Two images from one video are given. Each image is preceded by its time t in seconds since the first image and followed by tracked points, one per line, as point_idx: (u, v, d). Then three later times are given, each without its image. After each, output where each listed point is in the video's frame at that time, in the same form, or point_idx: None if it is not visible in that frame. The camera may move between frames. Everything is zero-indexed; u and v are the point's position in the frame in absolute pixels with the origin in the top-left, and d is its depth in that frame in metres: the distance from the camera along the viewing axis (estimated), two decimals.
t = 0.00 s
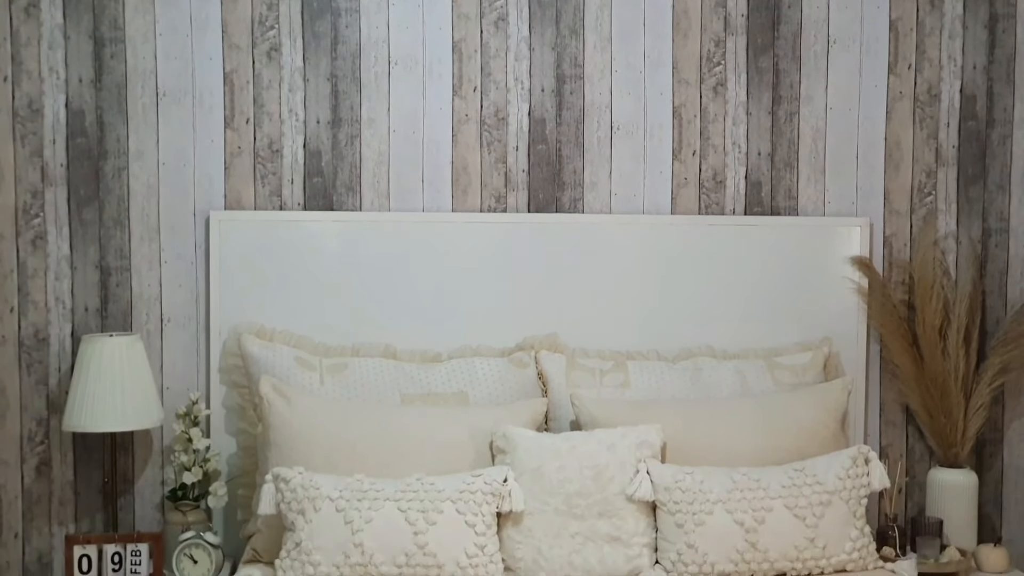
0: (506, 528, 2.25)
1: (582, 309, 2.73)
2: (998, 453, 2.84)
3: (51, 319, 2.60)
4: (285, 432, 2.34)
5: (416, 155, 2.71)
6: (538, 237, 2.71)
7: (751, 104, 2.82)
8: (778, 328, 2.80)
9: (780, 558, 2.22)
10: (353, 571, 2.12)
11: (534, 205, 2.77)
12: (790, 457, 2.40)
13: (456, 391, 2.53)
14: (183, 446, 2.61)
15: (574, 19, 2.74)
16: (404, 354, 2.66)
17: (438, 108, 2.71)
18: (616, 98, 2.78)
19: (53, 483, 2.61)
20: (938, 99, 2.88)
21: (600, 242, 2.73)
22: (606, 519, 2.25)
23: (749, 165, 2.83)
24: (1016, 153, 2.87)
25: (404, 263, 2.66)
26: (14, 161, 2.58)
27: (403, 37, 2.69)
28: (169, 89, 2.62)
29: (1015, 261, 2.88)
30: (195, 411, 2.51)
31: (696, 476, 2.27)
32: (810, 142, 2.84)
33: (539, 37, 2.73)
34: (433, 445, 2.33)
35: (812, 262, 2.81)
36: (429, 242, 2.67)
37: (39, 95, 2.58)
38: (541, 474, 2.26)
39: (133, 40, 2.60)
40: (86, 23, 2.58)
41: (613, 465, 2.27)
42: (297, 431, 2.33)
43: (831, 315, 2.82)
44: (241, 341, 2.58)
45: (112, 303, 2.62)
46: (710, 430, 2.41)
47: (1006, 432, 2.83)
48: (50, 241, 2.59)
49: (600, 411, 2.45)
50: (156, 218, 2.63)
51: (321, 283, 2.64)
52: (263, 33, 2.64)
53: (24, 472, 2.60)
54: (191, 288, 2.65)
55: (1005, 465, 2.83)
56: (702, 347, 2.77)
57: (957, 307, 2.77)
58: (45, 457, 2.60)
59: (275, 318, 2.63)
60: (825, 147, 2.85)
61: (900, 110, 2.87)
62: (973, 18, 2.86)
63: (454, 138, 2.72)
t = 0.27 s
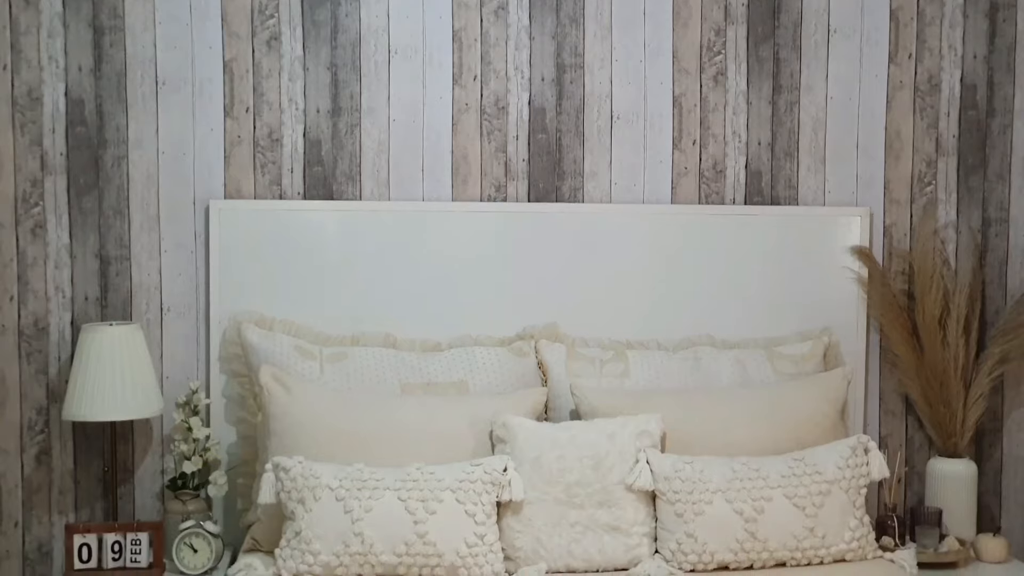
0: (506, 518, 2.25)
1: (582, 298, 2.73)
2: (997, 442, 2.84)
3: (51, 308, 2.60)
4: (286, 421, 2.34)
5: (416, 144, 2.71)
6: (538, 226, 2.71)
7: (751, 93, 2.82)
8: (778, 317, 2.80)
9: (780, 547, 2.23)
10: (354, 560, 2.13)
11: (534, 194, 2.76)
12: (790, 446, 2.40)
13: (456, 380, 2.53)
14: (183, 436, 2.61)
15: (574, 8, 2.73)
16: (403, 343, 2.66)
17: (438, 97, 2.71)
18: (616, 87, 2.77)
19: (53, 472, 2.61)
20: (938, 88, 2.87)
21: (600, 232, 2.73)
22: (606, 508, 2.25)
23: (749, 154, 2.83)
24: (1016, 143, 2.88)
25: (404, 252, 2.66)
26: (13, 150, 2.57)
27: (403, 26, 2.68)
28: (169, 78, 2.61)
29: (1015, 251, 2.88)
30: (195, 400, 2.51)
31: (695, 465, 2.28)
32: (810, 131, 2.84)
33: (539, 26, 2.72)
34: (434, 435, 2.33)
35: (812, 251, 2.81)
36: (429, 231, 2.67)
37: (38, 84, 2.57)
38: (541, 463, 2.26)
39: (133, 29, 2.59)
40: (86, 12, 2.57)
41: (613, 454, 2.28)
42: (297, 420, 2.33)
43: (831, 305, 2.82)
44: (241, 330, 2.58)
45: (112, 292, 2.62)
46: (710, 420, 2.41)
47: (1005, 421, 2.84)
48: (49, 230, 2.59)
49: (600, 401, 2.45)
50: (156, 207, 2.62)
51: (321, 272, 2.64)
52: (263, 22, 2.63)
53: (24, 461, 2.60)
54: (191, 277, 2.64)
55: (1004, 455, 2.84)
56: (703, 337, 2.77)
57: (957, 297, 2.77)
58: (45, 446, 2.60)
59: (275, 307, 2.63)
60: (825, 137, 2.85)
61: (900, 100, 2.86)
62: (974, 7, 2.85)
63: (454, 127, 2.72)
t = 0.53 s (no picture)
0: (505, 503, 2.25)
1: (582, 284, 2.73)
2: (996, 428, 2.85)
3: (50, 293, 2.59)
4: (285, 406, 2.34)
5: (416, 129, 2.70)
6: (538, 212, 2.70)
7: (752, 79, 2.81)
8: (778, 303, 2.80)
9: (778, 531, 2.24)
10: (353, 544, 2.14)
11: (534, 179, 2.76)
12: (789, 431, 2.41)
13: (455, 365, 2.53)
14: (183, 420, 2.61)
15: None
16: (403, 328, 2.66)
17: (438, 82, 2.70)
18: (616, 72, 2.76)
19: (53, 456, 2.61)
20: (940, 74, 2.86)
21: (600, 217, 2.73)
22: (605, 493, 2.26)
23: (749, 140, 2.82)
24: (1017, 129, 2.88)
25: (404, 237, 2.66)
26: (12, 134, 2.56)
27: (403, 11, 2.67)
28: (168, 62, 2.60)
29: (1015, 237, 2.88)
30: (195, 384, 2.51)
31: (694, 451, 2.28)
32: (811, 117, 2.83)
33: (539, 10, 2.71)
34: (433, 420, 2.34)
35: (812, 237, 2.81)
36: (429, 216, 2.66)
37: (37, 68, 2.56)
38: (541, 448, 2.26)
39: (132, 13, 2.58)
40: None
41: (613, 439, 2.28)
42: (297, 405, 2.34)
43: (831, 290, 2.82)
44: (241, 315, 2.58)
45: (111, 277, 2.61)
46: (710, 405, 2.41)
47: (1004, 407, 2.84)
48: (49, 214, 2.58)
49: (600, 386, 2.45)
50: (156, 191, 2.62)
51: (321, 257, 2.64)
52: (263, 6, 2.62)
53: (24, 445, 2.60)
54: (191, 262, 2.64)
55: (1003, 441, 2.85)
56: (703, 322, 2.77)
57: (957, 283, 2.77)
58: (45, 430, 2.61)
59: (274, 292, 2.63)
60: (826, 123, 2.84)
61: (901, 85, 2.86)
62: None
63: (454, 112, 2.71)
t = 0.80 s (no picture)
0: (505, 488, 2.26)
1: (581, 269, 2.72)
2: (996, 413, 2.85)
3: (50, 278, 2.59)
4: (285, 392, 2.35)
5: (415, 114, 2.69)
6: (538, 197, 2.70)
7: (752, 64, 2.80)
8: (777, 288, 2.80)
9: (778, 516, 2.25)
10: (353, 529, 2.15)
11: (534, 165, 2.75)
12: (788, 417, 2.41)
13: (455, 350, 2.53)
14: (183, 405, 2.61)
15: None
16: (403, 314, 2.66)
17: (438, 67, 2.69)
18: (616, 57, 2.75)
19: (54, 441, 2.61)
20: (941, 59, 2.85)
21: (600, 202, 2.72)
22: (605, 478, 2.26)
23: (749, 125, 2.82)
24: (1018, 113, 2.87)
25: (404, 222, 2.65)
26: (10, 119, 2.55)
27: None
28: (167, 47, 2.59)
29: (1015, 222, 2.88)
30: (194, 369, 2.51)
31: (695, 436, 2.28)
32: (811, 102, 2.83)
33: None
34: (433, 405, 2.34)
35: (812, 222, 2.80)
36: (429, 201, 2.66)
37: (35, 53, 2.55)
38: (541, 433, 2.26)
39: None
40: None
41: (613, 424, 2.28)
42: (297, 390, 2.34)
43: (831, 275, 2.82)
44: (241, 301, 2.57)
45: (111, 263, 2.61)
46: (710, 390, 2.42)
47: (1004, 392, 2.85)
48: (48, 200, 2.58)
49: (600, 372, 2.45)
50: (155, 176, 2.61)
51: (320, 242, 2.63)
52: None
53: (24, 431, 2.60)
54: (190, 247, 2.64)
55: (1003, 426, 2.85)
56: (703, 307, 2.77)
57: (957, 268, 2.77)
58: (45, 415, 2.61)
59: (274, 278, 2.62)
60: (826, 107, 2.83)
61: (902, 70, 2.85)
62: None
63: (454, 98, 2.70)
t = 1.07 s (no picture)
0: (505, 471, 2.26)
1: (581, 252, 2.72)
2: (996, 397, 2.86)
3: (50, 261, 2.58)
4: (286, 375, 2.35)
5: (415, 97, 2.68)
6: (538, 180, 2.69)
7: (753, 46, 2.79)
8: (778, 272, 2.80)
9: (777, 499, 2.25)
10: (353, 512, 2.15)
11: (534, 148, 2.74)
12: (788, 400, 2.42)
13: (455, 334, 2.53)
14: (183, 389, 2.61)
15: None
16: (403, 297, 2.66)
17: (438, 50, 2.68)
18: (617, 40, 2.74)
19: (54, 424, 2.61)
20: (942, 42, 2.85)
21: (600, 186, 2.72)
22: (605, 462, 2.27)
23: (750, 108, 2.81)
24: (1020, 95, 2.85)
25: (404, 206, 2.65)
26: (10, 102, 2.54)
27: None
28: (166, 30, 2.58)
29: (1017, 205, 2.86)
30: (194, 353, 2.51)
31: (694, 419, 2.29)
32: (812, 85, 2.82)
33: None
34: (433, 389, 2.34)
35: (812, 205, 2.80)
36: (429, 185, 2.65)
37: (35, 36, 2.54)
38: (541, 417, 2.27)
39: None
40: None
41: (613, 408, 2.29)
42: (297, 373, 2.34)
43: (831, 258, 2.82)
44: (241, 284, 2.57)
45: (111, 246, 2.60)
46: (710, 374, 2.42)
47: (1004, 375, 2.84)
48: (48, 183, 2.57)
49: (600, 355, 2.45)
50: (155, 160, 2.60)
51: (320, 225, 2.63)
52: None
53: (25, 414, 2.60)
54: (190, 231, 2.63)
55: (1003, 409, 2.85)
56: (703, 291, 2.77)
57: (957, 252, 2.77)
58: (46, 399, 2.61)
59: (274, 261, 2.62)
60: (827, 91, 2.82)
61: (903, 53, 2.84)
62: None
63: (454, 81, 2.69)
